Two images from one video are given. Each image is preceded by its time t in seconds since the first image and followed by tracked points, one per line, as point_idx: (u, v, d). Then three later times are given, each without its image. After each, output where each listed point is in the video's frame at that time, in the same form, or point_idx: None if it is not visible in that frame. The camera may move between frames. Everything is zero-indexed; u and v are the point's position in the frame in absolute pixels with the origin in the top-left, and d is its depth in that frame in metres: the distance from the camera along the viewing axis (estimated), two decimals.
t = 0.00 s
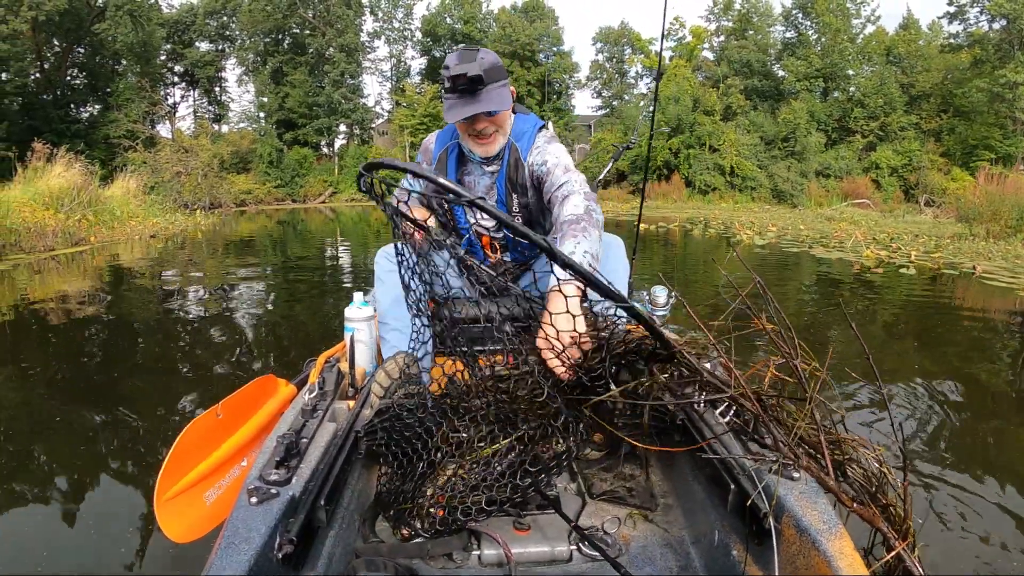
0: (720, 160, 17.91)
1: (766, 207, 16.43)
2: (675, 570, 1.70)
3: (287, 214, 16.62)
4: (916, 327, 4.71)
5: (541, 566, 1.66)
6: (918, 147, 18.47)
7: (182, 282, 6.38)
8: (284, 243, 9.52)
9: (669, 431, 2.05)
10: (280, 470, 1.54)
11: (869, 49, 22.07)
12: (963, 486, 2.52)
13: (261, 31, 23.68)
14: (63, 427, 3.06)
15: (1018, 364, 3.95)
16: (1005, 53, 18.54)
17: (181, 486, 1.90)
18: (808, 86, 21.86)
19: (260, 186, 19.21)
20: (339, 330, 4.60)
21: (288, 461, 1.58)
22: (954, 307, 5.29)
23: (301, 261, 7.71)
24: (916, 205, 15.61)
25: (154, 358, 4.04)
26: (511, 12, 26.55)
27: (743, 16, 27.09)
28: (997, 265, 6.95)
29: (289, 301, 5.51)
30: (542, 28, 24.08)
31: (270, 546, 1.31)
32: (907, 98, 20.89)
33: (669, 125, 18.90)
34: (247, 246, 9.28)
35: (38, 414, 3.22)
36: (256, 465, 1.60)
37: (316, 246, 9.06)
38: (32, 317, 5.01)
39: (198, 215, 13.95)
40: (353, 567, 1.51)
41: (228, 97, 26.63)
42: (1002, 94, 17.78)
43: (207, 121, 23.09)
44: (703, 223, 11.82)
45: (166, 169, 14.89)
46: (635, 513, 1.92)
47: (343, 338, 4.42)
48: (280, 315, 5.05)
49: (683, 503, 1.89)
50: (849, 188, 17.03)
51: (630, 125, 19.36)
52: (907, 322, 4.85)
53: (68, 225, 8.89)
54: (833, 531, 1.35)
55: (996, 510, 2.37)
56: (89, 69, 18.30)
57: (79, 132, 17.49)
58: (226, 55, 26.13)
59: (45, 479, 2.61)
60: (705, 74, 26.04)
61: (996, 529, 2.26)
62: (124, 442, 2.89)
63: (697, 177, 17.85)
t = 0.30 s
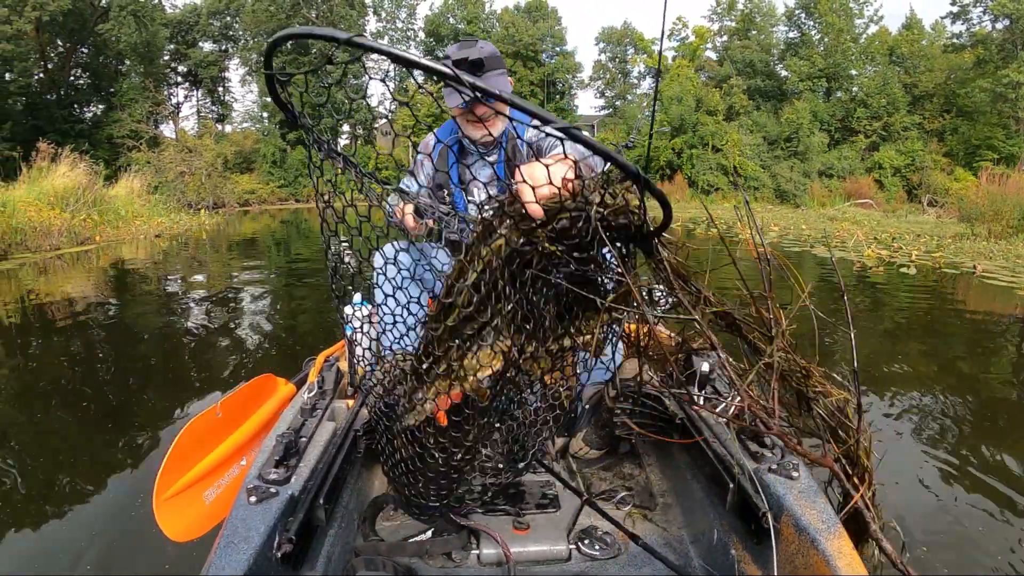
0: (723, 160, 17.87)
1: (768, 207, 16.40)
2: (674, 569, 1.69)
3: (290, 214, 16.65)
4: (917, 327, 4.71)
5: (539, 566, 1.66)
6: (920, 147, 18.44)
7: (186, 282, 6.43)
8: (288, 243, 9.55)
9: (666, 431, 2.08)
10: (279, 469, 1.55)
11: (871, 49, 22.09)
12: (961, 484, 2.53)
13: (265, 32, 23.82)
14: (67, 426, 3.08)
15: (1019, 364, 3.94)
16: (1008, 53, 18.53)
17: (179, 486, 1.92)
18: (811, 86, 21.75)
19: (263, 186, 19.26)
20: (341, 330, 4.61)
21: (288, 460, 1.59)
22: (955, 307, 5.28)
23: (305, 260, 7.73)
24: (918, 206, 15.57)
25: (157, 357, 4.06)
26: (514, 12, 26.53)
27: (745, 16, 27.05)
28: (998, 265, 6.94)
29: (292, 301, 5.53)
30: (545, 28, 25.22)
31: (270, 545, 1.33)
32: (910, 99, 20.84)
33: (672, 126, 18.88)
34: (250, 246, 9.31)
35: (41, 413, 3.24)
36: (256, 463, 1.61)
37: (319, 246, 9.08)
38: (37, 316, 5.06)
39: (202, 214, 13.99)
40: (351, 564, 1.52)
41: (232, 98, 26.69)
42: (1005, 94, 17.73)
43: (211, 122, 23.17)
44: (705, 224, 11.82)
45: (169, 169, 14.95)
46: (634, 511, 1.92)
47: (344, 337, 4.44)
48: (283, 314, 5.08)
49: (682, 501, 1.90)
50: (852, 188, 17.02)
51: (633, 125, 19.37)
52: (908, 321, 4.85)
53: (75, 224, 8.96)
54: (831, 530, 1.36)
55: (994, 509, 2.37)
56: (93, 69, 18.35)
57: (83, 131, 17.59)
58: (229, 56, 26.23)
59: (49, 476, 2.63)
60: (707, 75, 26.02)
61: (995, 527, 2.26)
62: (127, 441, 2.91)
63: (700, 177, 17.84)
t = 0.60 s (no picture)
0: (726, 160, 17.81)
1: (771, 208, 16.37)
2: (679, 568, 1.67)
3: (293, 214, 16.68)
4: (917, 327, 4.71)
5: (543, 567, 1.63)
6: (923, 147, 18.42)
7: (190, 281, 6.46)
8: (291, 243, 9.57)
9: (670, 432, 2.07)
10: (282, 475, 1.56)
11: (875, 49, 22.06)
12: (966, 486, 2.52)
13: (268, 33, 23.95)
14: (71, 426, 3.10)
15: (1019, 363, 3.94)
16: (1010, 53, 18.49)
17: (182, 493, 1.92)
18: (813, 86, 21.63)
19: (266, 186, 19.31)
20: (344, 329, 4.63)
21: (290, 465, 1.60)
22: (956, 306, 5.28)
23: (308, 260, 7.76)
24: (921, 206, 15.56)
25: (161, 356, 4.08)
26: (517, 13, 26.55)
27: (748, 16, 26.97)
28: (999, 265, 6.95)
29: (295, 301, 5.54)
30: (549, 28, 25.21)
31: (273, 550, 1.33)
32: (913, 99, 20.80)
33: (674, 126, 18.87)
34: (254, 245, 9.33)
35: (48, 412, 3.27)
36: (259, 470, 1.62)
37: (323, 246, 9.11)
38: (43, 315, 5.09)
39: (206, 214, 14.02)
40: (354, 567, 1.48)
41: (235, 97, 26.74)
42: (1008, 94, 17.68)
43: (214, 122, 23.24)
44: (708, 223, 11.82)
45: (173, 169, 14.98)
46: (638, 512, 1.90)
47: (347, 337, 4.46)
48: (286, 314, 5.10)
49: (688, 503, 1.88)
50: (855, 188, 16.99)
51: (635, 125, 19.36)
52: (908, 321, 4.84)
53: (81, 224, 9.03)
54: (837, 526, 1.37)
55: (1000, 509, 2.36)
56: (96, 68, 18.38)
57: (87, 131, 17.68)
58: (232, 56, 26.29)
59: (52, 477, 2.64)
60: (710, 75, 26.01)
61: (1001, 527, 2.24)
62: (130, 442, 2.92)
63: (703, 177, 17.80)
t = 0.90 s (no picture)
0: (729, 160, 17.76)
1: (773, 208, 16.36)
2: (682, 569, 1.69)
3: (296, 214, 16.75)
4: (919, 327, 4.71)
5: (546, 567, 1.64)
6: (927, 148, 18.38)
7: (193, 281, 6.49)
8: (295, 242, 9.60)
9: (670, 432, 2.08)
10: (283, 479, 1.58)
11: (877, 49, 22.04)
12: (968, 485, 2.52)
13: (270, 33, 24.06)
14: (76, 427, 3.12)
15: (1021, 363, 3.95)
16: (1014, 53, 18.41)
17: (184, 497, 1.90)
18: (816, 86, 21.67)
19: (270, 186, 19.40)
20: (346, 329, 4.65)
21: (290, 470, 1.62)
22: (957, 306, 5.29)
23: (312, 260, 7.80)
24: (923, 206, 15.54)
25: (166, 356, 4.10)
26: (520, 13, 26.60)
27: (751, 16, 26.88)
28: (1001, 265, 6.95)
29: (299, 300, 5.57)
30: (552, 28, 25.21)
31: (276, 555, 1.35)
32: (916, 99, 20.75)
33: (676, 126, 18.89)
34: (258, 245, 9.37)
35: (54, 411, 3.29)
36: (259, 476, 1.64)
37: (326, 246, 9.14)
38: (48, 314, 5.12)
39: (210, 214, 14.07)
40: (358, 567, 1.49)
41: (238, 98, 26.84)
42: (1010, 94, 17.60)
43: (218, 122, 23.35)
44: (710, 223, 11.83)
45: (176, 168, 15.03)
46: (639, 512, 1.92)
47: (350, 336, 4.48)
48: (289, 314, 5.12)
49: (689, 503, 1.89)
50: (858, 189, 16.98)
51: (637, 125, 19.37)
52: (910, 321, 4.85)
53: (86, 224, 9.08)
54: (837, 524, 1.38)
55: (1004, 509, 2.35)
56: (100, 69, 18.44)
57: (90, 131, 17.80)
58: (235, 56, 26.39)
59: (60, 477, 2.65)
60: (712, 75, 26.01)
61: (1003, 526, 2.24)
62: (137, 443, 2.94)
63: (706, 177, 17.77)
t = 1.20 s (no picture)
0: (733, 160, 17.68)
1: (776, 208, 16.33)
2: (680, 568, 1.69)
3: (300, 213, 16.78)
4: (921, 326, 4.71)
5: (543, 567, 1.64)
6: (930, 147, 18.30)
7: (198, 280, 6.53)
8: (299, 242, 9.63)
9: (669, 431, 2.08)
10: (282, 477, 1.58)
11: (881, 49, 22.00)
12: (968, 485, 2.52)
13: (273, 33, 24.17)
14: (82, 423, 3.15)
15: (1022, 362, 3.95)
16: (1018, 53, 18.21)
17: (182, 496, 1.90)
18: (820, 86, 21.69)
19: (274, 185, 19.45)
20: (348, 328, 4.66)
21: (289, 468, 1.61)
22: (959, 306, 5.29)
23: (315, 259, 7.84)
24: (927, 206, 15.49)
25: (169, 355, 4.12)
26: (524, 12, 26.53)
27: (754, 16, 26.63)
28: (1002, 265, 6.95)
29: (302, 299, 5.59)
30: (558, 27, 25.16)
31: (274, 554, 1.35)
32: (919, 99, 20.67)
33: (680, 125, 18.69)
34: (262, 245, 9.40)
35: (60, 408, 3.32)
36: (257, 472, 1.63)
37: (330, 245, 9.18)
38: (53, 313, 5.15)
39: (215, 214, 14.11)
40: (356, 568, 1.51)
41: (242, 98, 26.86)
42: (1014, 94, 17.48)
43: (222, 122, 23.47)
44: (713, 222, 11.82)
45: (181, 168, 15.07)
46: (638, 512, 1.92)
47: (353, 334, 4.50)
48: (293, 313, 5.15)
49: (687, 504, 1.90)
50: (862, 188, 16.93)
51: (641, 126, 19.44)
52: (912, 321, 4.85)
53: (92, 224, 9.13)
54: (836, 525, 1.38)
55: (1003, 509, 2.35)
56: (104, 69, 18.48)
57: (94, 132, 17.87)
58: (239, 56, 26.48)
59: (65, 472, 2.68)
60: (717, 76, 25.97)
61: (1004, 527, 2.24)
62: (143, 440, 2.96)
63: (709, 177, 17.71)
